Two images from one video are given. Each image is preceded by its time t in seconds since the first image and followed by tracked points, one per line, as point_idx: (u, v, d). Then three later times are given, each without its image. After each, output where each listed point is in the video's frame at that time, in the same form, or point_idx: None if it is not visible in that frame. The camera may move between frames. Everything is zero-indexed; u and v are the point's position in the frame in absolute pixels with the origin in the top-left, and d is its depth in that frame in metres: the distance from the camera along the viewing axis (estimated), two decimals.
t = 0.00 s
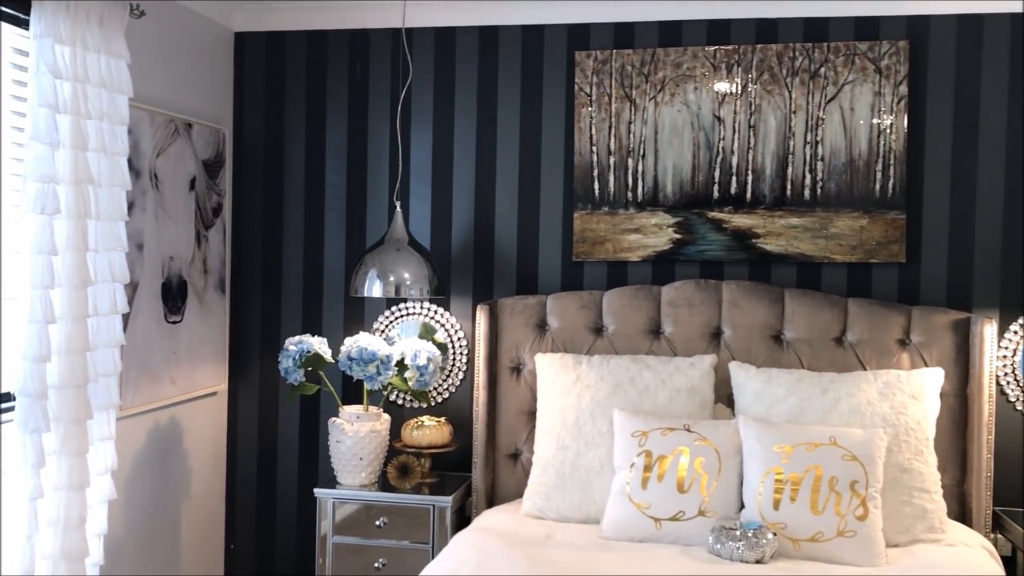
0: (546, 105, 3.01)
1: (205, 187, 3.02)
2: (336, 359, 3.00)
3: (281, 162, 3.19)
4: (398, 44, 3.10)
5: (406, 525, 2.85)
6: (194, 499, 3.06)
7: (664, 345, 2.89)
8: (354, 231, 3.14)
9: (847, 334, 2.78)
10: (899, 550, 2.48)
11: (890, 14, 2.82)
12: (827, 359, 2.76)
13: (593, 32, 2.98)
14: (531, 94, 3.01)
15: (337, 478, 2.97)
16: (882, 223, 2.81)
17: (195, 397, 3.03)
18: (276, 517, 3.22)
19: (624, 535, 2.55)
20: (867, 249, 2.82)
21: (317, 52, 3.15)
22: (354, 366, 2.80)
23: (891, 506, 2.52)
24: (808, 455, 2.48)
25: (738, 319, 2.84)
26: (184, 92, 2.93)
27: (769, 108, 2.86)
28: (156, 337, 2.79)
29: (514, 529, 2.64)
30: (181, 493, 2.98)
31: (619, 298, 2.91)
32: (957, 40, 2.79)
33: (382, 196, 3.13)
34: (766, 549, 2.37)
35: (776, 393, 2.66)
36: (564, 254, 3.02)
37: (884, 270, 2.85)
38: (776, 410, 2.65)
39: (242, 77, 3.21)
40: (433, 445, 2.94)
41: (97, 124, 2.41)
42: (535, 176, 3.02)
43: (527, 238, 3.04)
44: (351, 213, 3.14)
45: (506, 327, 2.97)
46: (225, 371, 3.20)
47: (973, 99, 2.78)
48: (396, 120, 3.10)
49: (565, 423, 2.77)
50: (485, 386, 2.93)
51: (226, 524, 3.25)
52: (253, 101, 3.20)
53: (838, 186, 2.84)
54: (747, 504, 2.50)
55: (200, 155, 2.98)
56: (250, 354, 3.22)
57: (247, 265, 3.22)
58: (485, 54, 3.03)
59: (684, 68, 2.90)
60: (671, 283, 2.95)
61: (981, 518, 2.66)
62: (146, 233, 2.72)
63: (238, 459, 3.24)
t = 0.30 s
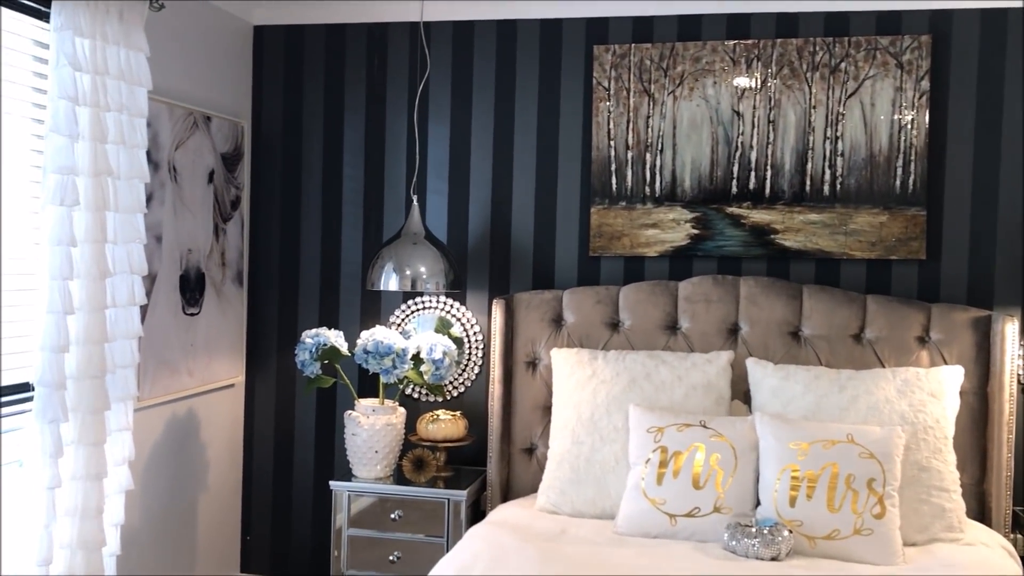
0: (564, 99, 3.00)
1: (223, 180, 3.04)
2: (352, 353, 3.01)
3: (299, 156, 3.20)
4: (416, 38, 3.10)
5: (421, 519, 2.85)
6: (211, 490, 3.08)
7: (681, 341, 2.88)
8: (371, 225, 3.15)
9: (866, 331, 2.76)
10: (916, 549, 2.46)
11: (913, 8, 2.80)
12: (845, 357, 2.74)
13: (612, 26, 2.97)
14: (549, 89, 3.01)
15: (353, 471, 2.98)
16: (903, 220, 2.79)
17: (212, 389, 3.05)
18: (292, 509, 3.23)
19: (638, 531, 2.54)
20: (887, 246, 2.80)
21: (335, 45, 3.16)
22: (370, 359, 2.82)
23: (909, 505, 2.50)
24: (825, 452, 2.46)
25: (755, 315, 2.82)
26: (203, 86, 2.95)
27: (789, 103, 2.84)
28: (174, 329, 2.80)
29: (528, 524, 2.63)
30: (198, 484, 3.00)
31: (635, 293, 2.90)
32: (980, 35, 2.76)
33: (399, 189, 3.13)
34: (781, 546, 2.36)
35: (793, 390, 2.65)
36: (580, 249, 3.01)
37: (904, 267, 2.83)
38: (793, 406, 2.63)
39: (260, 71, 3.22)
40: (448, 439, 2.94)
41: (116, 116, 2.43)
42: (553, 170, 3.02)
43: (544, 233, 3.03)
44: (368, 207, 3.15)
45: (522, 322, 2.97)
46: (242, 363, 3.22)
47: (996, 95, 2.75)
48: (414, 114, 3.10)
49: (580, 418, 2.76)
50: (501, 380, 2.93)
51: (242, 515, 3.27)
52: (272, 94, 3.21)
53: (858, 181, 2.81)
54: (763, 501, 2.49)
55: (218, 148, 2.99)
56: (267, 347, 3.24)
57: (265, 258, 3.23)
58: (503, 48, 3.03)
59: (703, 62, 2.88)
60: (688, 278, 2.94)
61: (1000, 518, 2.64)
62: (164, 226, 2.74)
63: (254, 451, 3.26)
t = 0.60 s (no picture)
0: (571, 94, 2.99)
1: (229, 174, 3.04)
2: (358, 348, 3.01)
3: (305, 150, 3.20)
4: (422, 33, 3.09)
5: (425, 514, 2.85)
6: (216, 484, 3.08)
7: (686, 337, 2.87)
8: (377, 220, 3.15)
9: (873, 328, 2.75)
10: (921, 547, 2.45)
11: (922, 3, 2.78)
12: (852, 353, 2.73)
13: (619, 21, 2.96)
14: (555, 83, 3.00)
15: (357, 466, 2.98)
16: (910, 216, 2.77)
17: (218, 383, 3.05)
18: (296, 503, 3.24)
19: (643, 527, 2.54)
20: (894, 242, 2.78)
21: (341, 40, 3.15)
22: (375, 353, 2.83)
23: (914, 502, 2.50)
24: (830, 449, 2.46)
25: (761, 312, 2.82)
26: (209, 79, 2.95)
27: (796, 98, 2.82)
28: (179, 323, 2.81)
29: (533, 519, 2.63)
30: (203, 478, 3.01)
31: (641, 289, 2.89)
32: (990, 30, 2.74)
33: (405, 184, 3.12)
34: (786, 543, 2.35)
35: (799, 387, 2.64)
36: (586, 244, 3.01)
37: (911, 263, 2.81)
38: (799, 403, 2.63)
39: (267, 65, 3.21)
40: (453, 434, 2.94)
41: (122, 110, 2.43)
42: (559, 166, 3.01)
43: (550, 228, 3.02)
44: (374, 202, 3.15)
45: (527, 317, 2.97)
46: (248, 357, 3.22)
47: (1005, 91, 2.73)
48: (419, 109, 3.10)
49: (585, 414, 2.76)
50: (506, 375, 2.93)
51: (247, 509, 3.27)
52: (277, 88, 3.21)
53: (865, 177, 2.80)
54: (768, 498, 2.48)
55: (224, 142, 2.99)
56: (272, 341, 3.24)
57: (270, 252, 3.23)
58: (510, 42, 3.02)
59: (710, 57, 2.87)
60: (694, 274, 2.93)
61: (1007, 516, 2.63)
62: (169, 219, 2.74)
63: (259, 445, 3.26)
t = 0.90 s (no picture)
0: (558, 94, 2.99)
1: (215, 173, 3.03)
2: (344, 347, 3.01)
3: (291, 149, 3.19)
4: (409, 33, 3.09)
5: (412, 513, 2.86)
6: (202, 484, 3.08)
7: (673, 337, 2.88)
8: (364, 219, 3.14)
9: (857, 327, 2.77)
10: (905, 545, 2.47)
11: (907, 4, 2.79)
12: (836, 353, 2.75)
13: (606, 21, 2.96)
14: (543, 83, 3.00)
15: (344, 465, 2.98)
16: (895, 216, 2.79)
17: (204, 382, 3.05)
18: (283, 502, 3.23)
19: (628, 526, 2.55)
20: (879, 242, 2.80)
21: (328, 39, 3.15)
22: (362, 353, 2.83)
23: (898, 501, 2.51)
24: (815, 448, 2.47)
25: (747, 311, 2.83)
26: (195, 78, 2.94)
27: (782, 99, 2.83)
28: (165, 322, 2.80)
29: (519, 518, 2.64)
30: (189, 478, 3.00)
31: (628, 288, 2.90)
32: (974, 32, 2.75)
33: (392, 183, 3.12)
34: (770, 542, 2.37)
35: (784, 386, 2.66)
36: (573, 243, 3.01)
37: (896, 263, 2.83)
38: (784, 402, 2.64)
39: (253, 64, 3.20)
40: (440, 433, 2.94)
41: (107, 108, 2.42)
42: (546, 166, 3.01)
43: (537, 228, 3.03)
44: (361, 201, 3.14)
45: (514, 316, 2.97)
46: (234, 357, 3.21)
47: (989, 92, 2.75)
48: (407, 108, 3.10)
49: (572, 413, 2.76)
50: (493, 374, 2.93)
51: (234, 509, 3.27)
52: (264, 87, 3.20)
53: (850, 178, 2.81)
54: (753, 497, 2.49)
55: (211, 141, 2.98)
56: (259, 340, 3.23)
57: (257, 251, 3.22)
58: (497, 41, 3.02)
59: (697, 58, 2.88)
60: (680, 274, 2.94)
61: (989, 514, 2.65)
62: (155, 218, 2.73)
63: (246, 445, 3.26)
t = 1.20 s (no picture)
0: (527, 97, 3.00)
1: (183, 176, 3.01)
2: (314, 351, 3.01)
3: (260, 152, 3.17)
4: (379, 36, 3.08)
5: (382, 517, 2.85)
6: (170, 489, 3.05)
7: (642, 339, 2.90)
8: (333, 222, 3.13)
9: (823, 329, 2.80)
10: (870, 545, 2.50)
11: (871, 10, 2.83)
12: (803, 354, 2.78)
13: (575, 25, 2.97)
14: (512, 86, 3.01)
15: (314, 469, 2.96)
16: (860, 219, 2.82)
17: (172, 386, 3.02)
18: (253, 507, 3.21)
19: (598, 528, 2.56)
20: (844, 245, 2.83)
21: (297, 41, 3.13)
22: (331, 357, 2.81)
23: (863, 501, 2.54)
24: (781, 449, 2.49)
25: (715, 314, 2.85)
26: (161, 80, 2.91)
27: (749, 104, 2.86)
28: (132, 327, 2.77)
29: (489, 521, 2.64)
30: (157, 483, 2.97)
31: (597, 291, 2.91)
32: (937, 38, 2.80)
33: (362, 186, 3.11)
34: (738, 543, 2.39)
35: (751, 388, 2.68)
36: (543, 247, 3.02)
37: (861, 266, 2.86)
38: (751, 404, 2.66)
39: (222, 66, 3.18)
40: (410, 437, 2.94)
41: (72, 110, 2.39)
42: (516, 169, 3.02)
43: (507, 231, 3.03)
44: (330, 204, 3.13)
45: (484, 320, 2.96)
46: (202, 361, 3.18)
47: (951, 97, 2.79)
48: (376, 111, 3.09)
49: (542, 416, 2.77)
50: (463, 378, 2.92)
51: (203, 514, 3.24)
52: (233, 89, 3.18)
53: (816, 181, 2.84)
54: (721, 498, 2.51)
55: (178, 144, 2.96)
56: (227, 344, 3.21)
57: (226, 254, 3.20)
58: (467, 45, 3.02)
59: (665, 63, 2.90)
60: (649, 277, 2.96)
61: (953, 513, 2.69)
62: (122, 221, 2.70)
63: (215, 450, 3.23)
